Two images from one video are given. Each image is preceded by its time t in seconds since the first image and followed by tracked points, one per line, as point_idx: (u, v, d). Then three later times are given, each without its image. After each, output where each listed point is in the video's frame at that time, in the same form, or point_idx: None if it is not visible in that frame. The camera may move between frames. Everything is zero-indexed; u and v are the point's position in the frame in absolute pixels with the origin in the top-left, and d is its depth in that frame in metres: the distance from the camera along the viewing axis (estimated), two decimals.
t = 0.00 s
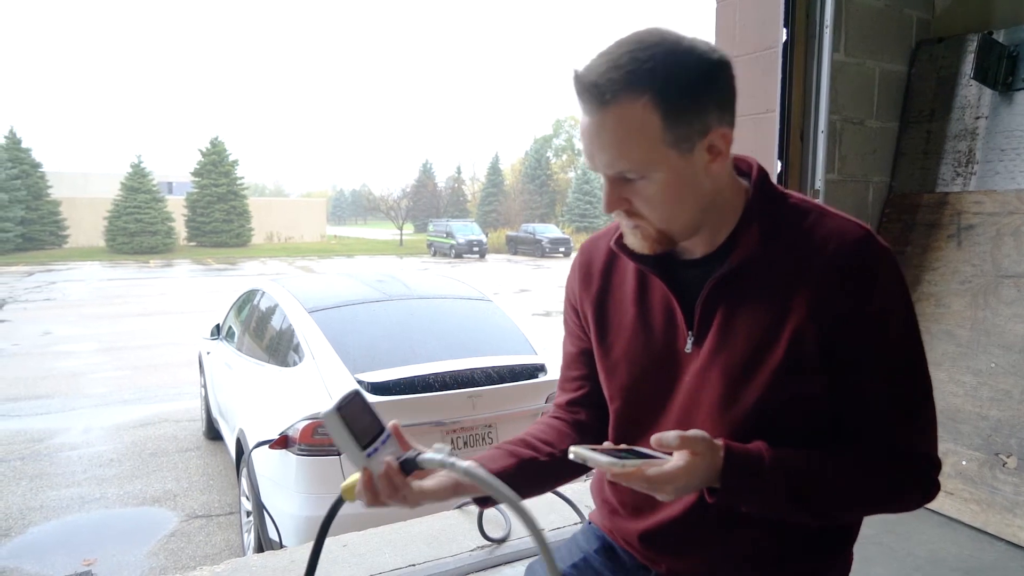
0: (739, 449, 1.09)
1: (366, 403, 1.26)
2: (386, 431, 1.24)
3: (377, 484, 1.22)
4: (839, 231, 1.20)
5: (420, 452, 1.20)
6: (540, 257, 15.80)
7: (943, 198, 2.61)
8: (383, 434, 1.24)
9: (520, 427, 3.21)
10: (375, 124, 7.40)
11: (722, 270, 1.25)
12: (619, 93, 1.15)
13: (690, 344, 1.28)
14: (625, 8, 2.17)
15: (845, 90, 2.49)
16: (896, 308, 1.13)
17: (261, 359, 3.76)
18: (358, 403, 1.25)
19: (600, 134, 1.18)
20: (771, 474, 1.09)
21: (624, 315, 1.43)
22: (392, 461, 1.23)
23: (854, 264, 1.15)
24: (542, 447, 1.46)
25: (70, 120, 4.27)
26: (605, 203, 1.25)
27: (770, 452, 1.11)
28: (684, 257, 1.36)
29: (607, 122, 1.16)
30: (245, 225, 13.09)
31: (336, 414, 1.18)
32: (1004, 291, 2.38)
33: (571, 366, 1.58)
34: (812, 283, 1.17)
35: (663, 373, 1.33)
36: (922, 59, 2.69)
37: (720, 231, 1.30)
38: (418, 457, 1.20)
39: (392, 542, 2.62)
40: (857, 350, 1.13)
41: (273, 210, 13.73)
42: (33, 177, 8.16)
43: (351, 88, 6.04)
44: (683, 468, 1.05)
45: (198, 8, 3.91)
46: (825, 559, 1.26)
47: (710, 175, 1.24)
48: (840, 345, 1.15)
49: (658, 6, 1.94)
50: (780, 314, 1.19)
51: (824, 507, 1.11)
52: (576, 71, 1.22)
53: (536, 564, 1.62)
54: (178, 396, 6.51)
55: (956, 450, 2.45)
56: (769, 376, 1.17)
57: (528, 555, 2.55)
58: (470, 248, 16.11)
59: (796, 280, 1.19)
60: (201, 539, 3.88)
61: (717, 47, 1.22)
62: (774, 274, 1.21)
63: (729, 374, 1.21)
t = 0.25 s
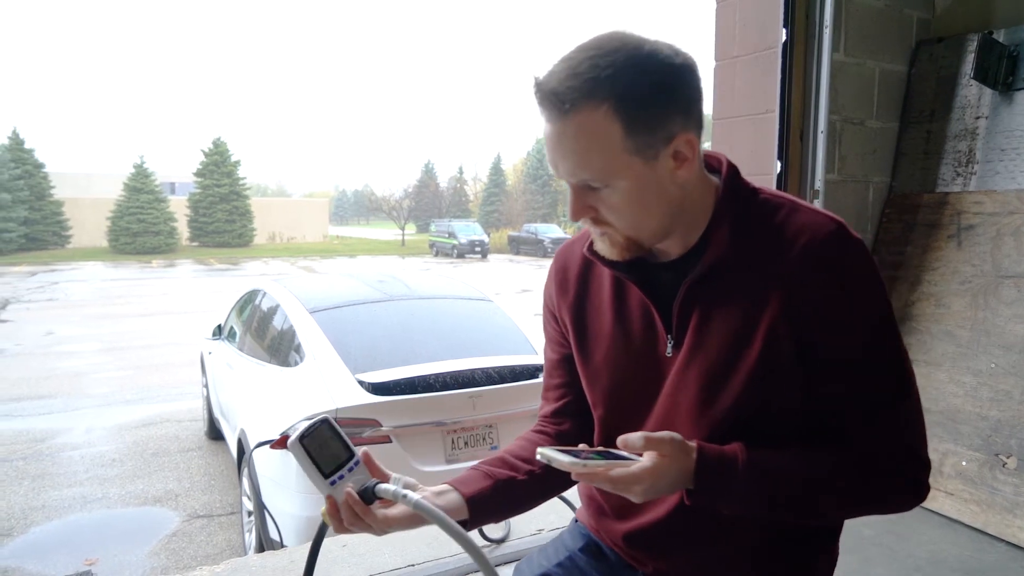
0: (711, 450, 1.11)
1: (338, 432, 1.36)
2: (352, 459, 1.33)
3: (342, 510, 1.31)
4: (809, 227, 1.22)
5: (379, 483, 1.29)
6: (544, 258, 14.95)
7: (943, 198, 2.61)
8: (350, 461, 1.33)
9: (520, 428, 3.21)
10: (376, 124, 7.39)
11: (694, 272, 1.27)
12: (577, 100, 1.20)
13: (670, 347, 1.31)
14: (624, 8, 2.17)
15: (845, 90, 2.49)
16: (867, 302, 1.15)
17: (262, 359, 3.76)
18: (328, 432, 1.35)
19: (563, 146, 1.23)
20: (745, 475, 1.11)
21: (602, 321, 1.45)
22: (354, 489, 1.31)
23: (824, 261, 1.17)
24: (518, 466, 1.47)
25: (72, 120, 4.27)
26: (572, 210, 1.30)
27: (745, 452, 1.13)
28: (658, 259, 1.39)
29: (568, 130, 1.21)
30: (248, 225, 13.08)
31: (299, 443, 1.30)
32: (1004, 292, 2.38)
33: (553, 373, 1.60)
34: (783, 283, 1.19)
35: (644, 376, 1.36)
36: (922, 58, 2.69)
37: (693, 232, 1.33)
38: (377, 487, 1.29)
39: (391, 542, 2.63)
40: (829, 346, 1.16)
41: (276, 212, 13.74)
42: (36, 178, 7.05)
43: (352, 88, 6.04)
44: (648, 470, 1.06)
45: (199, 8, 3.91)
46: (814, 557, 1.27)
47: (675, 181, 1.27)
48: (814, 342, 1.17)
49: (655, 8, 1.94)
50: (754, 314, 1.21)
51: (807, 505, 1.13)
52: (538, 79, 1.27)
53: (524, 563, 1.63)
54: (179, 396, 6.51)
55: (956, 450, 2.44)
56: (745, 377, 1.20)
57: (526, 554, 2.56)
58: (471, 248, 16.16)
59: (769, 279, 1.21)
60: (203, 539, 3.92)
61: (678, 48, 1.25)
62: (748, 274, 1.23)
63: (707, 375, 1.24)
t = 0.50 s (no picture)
0: (693, 458, 1.12)
1: (348, 416, 1.35)
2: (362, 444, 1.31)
3: (344, 492, 1.27)
4: (797, 237, 1.21)
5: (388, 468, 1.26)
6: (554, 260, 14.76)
7: (947, 200, 2.60)
8: (360, 445, 1.32)
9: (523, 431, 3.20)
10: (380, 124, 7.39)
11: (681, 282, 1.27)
12: (571, 120, 1.19)
13: (657, 355, 1.32)
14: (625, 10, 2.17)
15: (848, 90, 2.48)
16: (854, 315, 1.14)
17: (267, 359, 3.76)
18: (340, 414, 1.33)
19: (554, 163, 1.23)
20: (724, 485, 1.12)
21: (590, 326, 1.45)
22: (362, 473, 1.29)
23: (811, 272, 1.16)
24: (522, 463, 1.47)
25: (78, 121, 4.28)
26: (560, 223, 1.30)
27: (726, 463, 1.14)
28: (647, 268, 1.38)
29: (560, 148, 1.21)
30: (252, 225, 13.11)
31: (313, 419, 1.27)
32: (1008, 293, 2.37)
33: (547, 375, 1.60)
34: (769, 293, 1.19)
35: (631, 383, 1.37)
36: (926, 59, 2.68)
37: (680, 248, 1.33)
38: (386, 472, 1.26)
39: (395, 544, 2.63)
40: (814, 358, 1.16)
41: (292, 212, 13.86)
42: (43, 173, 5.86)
43: (356, 88, 6.04)
44: (628, 478, 1.08)
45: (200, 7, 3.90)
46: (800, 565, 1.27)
47: (665, 201, 1.27)
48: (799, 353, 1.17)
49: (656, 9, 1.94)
50: (740, 324, 1.22)
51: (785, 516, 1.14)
52: (531, 92, 1.26)
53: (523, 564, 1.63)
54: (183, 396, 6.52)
55: (961, 453, 2.42)
56: (730, 387, 1.21)
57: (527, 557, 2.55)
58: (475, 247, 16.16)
59: (755, 290, 1.21)
60: (206, 539, 4.03)
61: (674, 67, 1.25)
62: (735, 283, 1.23)
63: (692, 383, 1.25)
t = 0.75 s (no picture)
0: (702, 477, 1.09)
1: (365, 415, 1.30)
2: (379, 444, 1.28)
3: (359, 491, 1.26)
4: (816, 251, 1.14)
5: (406, 470, 1.24)
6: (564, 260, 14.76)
7: (967, 202, 2.56)
8: (375, 445, 1.28)
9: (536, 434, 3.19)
10: (394, 126, 7.42)
11: (698, 294, 1.20)
12: (600, 134, 1.10)
13: (670, 366, 1.25)
14: (640, 12, 2.16)
15: (867, 91, 2.45)
16: (872, 336, 1.08)
17: (281, 360, 3.79)
18: (355, 413, 1.28)
19: (580, 174, 1.14)
20: (731, 504, 1.08)
21: (604, 335, 1.40)
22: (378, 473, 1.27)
23: (831, 289, 1.10)
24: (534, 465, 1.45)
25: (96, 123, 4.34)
26: (581, 235, 1.22)
27: (733, 481, 1.10)
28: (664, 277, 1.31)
29: (587, 162, 1.13)
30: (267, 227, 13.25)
31: (329, 419, 1.23)
32: None
33: (561, 376, 1.56)
34: (786, 309, 1.12)
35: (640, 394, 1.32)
36: (946, 60, 2.64)
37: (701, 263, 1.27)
38: (403, 474, 1.23)
39: (408, 546, 2.65)
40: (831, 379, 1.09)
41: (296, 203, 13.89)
42: None
43: (370, 90, 6.07)
44: (634, 492, 1.05)
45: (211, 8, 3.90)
46: None
47: (693, 217, 1.20)
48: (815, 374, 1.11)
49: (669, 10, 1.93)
50: (755, 340, 1.15)
51: (793, 536, 1.11)
52: (559, 100, 1.16)
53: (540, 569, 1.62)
54: (200, 396, 6.59)
55: (981, 459, 2.36)
56: (742, 406, 1.15)
57: (541, 561, 2.54)
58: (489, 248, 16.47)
59: (770, 305, 1.14)
60: (223, 539, 3.95)
61: (707, 81, 1.16)
62: (750, 297, 1.17)
63: (704, 399, 1.19)
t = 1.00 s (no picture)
0: (710, 503, 1.07)
1: (370, 415, 1.30)
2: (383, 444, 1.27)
3: (365, 492, 1.24)
4: (830, 254, 1.12)
5: (411, 469, 1.23)
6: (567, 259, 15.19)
7: (979, 201, 2.53)
8: (381, 445, 1.27)
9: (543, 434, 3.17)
10: (401, 126, 7.43)
11: (710, 296, 1.19)
12: (610, 132, 1.08)
13: (680, 367, 1.24)
14: (647, 10, 2.15)
15: (877, 90, 2.42)
16: (887, 341, 1.05)
17: (288, 359, 3.80)
18: (360, 412, 1.29)
19: (588, 173, 1.12)
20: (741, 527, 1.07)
21: (614, 335, 1.38)
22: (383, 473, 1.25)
23: (845, 293, 1.07)
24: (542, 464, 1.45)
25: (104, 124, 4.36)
26: (591, 235, 1.20)
27: (741, 503, 1.08)
28: (674, 279, 1.30)
29: (596, 160, 1.10)
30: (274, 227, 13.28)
31: (333, 419, 1.23)
32: None
33: (570, 376, 1.55)
34: (798, 314, 1.10)
35: (649, 397, 1.31)
36: (957, 58, 2.61)
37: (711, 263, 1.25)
38: (408, 473, 1.23)
39: (414, 548, 2.63)
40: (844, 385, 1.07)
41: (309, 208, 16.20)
42: None
43: (376, 90, 6.07)
44: (636, 516, 1.03)
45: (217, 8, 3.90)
46: None
47: (703, 217, 1.17)
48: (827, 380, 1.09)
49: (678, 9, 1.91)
50: (767, 344, 1.13)
51: (802, 548, 1.09)
52: (568, 99, 1.15)
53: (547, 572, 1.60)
54: (208, 395, 6.62)
55: (994, 460, 2.33)
56: (753, 410, 1.14)
57: (549, 561, 2.53)
58: (496, 248, 16.71)
59: (782, 308, 1.12)
60: (229, 538, 3.92)
61: (718, 78, 1.14)
62: (761, 300, 1.15)
63: (715, 403, 1.17)
